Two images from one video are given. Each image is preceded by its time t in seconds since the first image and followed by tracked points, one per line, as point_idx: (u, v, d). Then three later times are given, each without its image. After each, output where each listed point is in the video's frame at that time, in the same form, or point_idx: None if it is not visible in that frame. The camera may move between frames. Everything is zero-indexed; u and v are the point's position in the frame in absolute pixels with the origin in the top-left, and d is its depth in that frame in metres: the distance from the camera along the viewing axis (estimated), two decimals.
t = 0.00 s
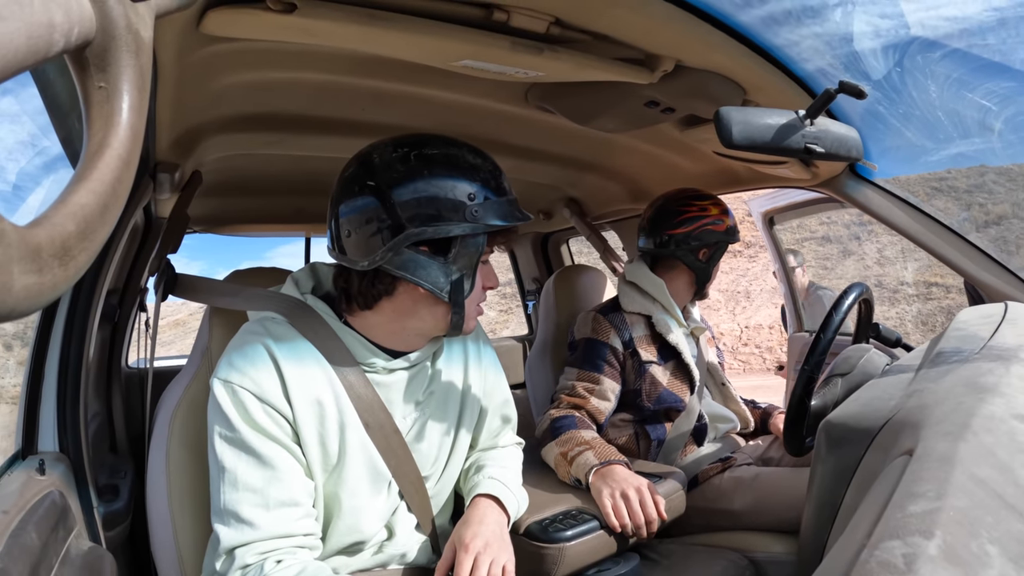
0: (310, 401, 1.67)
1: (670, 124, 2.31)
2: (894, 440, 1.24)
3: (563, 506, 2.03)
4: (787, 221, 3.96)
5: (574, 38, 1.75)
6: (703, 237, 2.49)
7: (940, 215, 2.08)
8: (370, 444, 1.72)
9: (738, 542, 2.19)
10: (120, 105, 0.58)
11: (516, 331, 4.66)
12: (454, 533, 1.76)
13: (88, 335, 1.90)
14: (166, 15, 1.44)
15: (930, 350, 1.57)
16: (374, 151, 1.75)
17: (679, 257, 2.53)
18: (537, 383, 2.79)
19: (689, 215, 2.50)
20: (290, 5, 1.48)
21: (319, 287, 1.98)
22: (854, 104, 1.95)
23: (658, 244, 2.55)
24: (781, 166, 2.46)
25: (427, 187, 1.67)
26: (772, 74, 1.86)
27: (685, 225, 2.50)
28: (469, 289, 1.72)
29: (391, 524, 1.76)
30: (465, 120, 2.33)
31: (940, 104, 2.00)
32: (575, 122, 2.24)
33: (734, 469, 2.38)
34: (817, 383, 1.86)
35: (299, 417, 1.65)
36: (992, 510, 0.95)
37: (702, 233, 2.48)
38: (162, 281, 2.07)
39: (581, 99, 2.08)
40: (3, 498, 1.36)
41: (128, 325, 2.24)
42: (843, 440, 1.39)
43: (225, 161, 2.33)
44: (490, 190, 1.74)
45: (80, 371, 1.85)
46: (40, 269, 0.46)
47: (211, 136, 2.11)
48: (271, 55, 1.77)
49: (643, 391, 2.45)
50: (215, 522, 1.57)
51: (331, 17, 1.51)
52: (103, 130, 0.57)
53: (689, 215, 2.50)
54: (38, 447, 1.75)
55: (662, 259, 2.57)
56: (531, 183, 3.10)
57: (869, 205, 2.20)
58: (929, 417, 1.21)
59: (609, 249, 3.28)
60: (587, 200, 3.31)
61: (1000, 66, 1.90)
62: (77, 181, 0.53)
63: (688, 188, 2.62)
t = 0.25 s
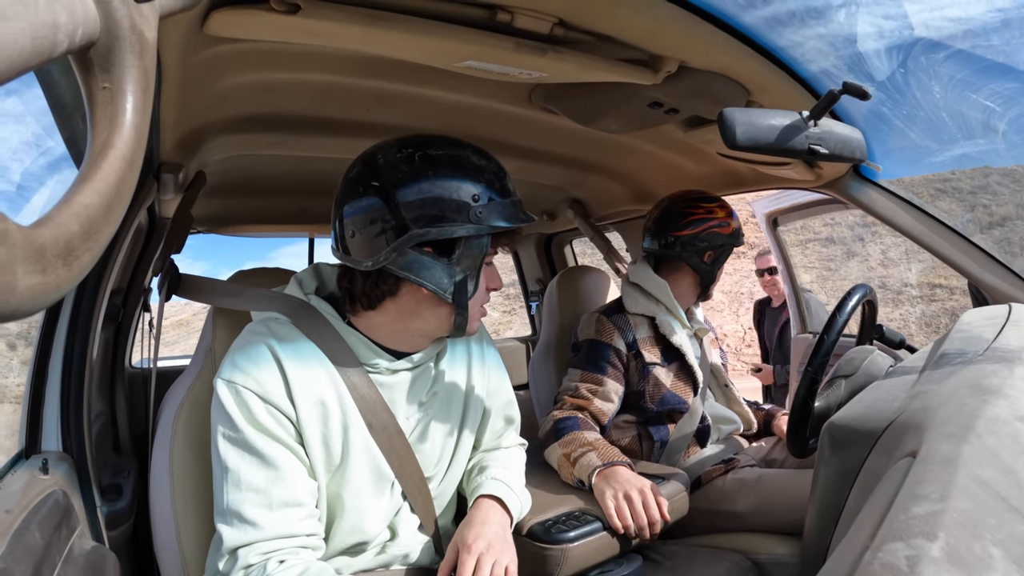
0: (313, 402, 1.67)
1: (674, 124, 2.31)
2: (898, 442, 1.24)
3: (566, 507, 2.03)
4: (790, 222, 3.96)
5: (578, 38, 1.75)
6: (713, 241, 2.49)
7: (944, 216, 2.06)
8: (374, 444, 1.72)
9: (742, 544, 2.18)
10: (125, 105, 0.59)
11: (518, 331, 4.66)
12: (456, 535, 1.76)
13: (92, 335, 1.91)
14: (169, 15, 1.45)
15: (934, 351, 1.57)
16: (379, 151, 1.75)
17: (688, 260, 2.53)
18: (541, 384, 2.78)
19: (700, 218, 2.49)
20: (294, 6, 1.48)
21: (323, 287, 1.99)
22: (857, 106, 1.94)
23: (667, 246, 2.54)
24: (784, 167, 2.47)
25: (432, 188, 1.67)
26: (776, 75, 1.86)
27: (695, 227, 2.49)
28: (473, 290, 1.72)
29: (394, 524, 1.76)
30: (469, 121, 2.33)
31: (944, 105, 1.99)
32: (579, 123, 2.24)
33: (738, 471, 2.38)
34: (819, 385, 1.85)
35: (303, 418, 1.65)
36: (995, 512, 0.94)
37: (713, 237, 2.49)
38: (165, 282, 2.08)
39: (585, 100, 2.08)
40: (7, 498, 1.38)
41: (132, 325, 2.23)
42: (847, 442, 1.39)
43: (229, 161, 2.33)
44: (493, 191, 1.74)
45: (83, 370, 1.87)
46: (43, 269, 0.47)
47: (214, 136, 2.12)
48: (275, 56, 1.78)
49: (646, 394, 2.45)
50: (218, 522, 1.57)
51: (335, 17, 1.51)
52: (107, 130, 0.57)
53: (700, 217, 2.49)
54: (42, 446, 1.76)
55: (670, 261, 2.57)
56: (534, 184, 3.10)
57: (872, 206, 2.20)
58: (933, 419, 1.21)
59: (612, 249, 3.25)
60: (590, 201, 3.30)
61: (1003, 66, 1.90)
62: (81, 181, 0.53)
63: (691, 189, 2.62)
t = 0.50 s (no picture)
0: (358, 413, 1.60)
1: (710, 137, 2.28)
2: (926, 466, 1.18)
3: (590, 521, 2.03)
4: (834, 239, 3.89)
5: (611, 50, 1.75)
6: (737, 243, 2.50)
7: (983, 232, 2.02)
8: (416, 459, 1.65)
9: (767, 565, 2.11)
10: (153, 112, 0.61)
11: (554, 343, 4.65)
12: (477, 544, 1.73)
13: (125, 334, 2.02)
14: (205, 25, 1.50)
15: (969, 372, 1.52)
16: (436, 150, 1.73)
17: (715, 262, 2.54)
18: (572, 397, 2.76)
19: (723, 219, 2.52)
20: (326, 16, 1.51)
21: (379, 287, 1.94)
22: (894, 117, 1.91)
23: (693, 247, 2.57)
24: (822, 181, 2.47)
25: (490, 188, 1.64)
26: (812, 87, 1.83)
27: (719, 229, 2.51)
28: (531, 296, 1.68)
29: (426, 538, 1.70)
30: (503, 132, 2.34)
31: (981, 117, 1.94)
32: (612, 134, 2.23)
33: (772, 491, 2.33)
34: (853, 403, 1.80)
35: (346, 430, 1.58)
36: None
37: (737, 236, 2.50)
38: (202, 285, 2.16)
39: (619, 112, 2.07)
40: (36, 490, 1.48)
41: (168, 323, 2.38)
42: (876, 463, 1.34)
43: (268, 169, 2.39)
44: (556, 193, 1.70)
45: (116, 368, 1.98)
46: (64, 266, 0.50)
47: (253, 144, 2.17)
48: (311, 66, 1.82)
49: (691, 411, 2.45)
50: (246, 531, 1.52)
51: (365, 28, 1.54)
52: (135, 135, 0.60)
53: (722, 219, 2.53)
54: (74, 441, 1.87)
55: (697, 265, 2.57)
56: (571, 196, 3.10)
57: (911, 222, 2.14)
58: (963, 442, 1.14)
59: (648, 262, 3.24)
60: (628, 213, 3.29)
61: None
62: (107, 184, 0.56)
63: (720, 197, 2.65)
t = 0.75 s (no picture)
0: (357, 413, 1.60)
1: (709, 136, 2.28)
2: (925, 466, 1.18)
3: (590, 521, 2.03)
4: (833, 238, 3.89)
5: (611, 50, 1.75)
6: (737, 243, 2.50)
7: (982, 231, 2.04)
8: (416, 460, 1.65)
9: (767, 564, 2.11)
10: (152, 112, 0.61)
11: (553, 343, 4.65)
12: (478, 544, 1.74)
13: (125, 335, 2.02)
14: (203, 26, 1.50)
15: (968, 371, 1.52)
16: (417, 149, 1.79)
17: (715, 263, 2.54)
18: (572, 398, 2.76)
19: (724, 219, 2.52)
20: (326, 17, 1.52)
21: (378, 286, 1.94)
22: (894, 117, 1.94)
23: (693, 247, 2.56)
24: (821, 181, 2.47)
25: (440, 177, 1.64)
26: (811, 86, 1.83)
27: (720, 229, 2.51)
28: (498, 284, 1.60)
29: (426, 539, 1.70)
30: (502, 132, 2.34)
31: (980, 115, 1.91)
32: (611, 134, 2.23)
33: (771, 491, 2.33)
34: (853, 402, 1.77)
35: (345, 430, 1.58)
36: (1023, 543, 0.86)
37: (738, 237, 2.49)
38: (201, 285, 2.16)
39: (618, 111, 2.07)
40: (37, 490, 1.49)
41: (167, 325, 2.38)
42: (876, 463, 1.34)
43: (267, 169, 2.39)
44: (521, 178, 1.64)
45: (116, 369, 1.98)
46: (63, 266, 0.50)
47: (252, 144, 2.17)
48: (311, 66, 1.82)
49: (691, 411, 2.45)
50: (245, 531, 1.52)
51: (364, 28, 1.54)
52: (134, 135, 0.60)
53: (722, 219, 2.52)
54: (74, 441, 1.87)
55: (697, 264, 2.57)
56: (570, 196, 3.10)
57: (911, 222, 2.18)
58: (963, 442, 1.14)
59: (647, 261, 3.24)
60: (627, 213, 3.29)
61: None
62: (106, 184, 0.56)
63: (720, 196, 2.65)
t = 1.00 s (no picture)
0: (356, 413, 1.60)
1: (708, 136, 2.28)
2: (925, 464, 1.18)
3: (589, 521, 2.03)
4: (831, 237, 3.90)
5: (610, 50, 1.76)
6: (736, 243, 2.50)
7: (981, 230, 2.05)
8: (416, 460, 1.65)
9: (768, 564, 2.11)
10: (151, 113, 0.61)
11: (552, 343, 4.65)
12: (478, 544, 1.74)
13: (125, 335, 2.02)
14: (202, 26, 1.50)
15: (967, 370, 1.52)
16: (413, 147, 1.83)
17: (714, 263, 2.54)
18: (571, 398, 2.76)
19: (722, 219, 2.52)
20: (324, 17, 1.52)
21: (377, 286, 1.94)
22: (892, 117, 1.93)
23: (691, 246, 2.56)
24: (819, 180, 2.48)
25: (421, 171, 1.67)
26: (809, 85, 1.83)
27: (718, 229, 2.51)
28: (477, 276, 1.61)
29: (426, 539, 1.70)
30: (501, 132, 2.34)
31: (978, 114, 1.93)
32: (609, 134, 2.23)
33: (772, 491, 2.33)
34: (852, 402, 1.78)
35: (345, 430, 1.58)
36: None
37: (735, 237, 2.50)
38: (200, 286, 2.16)
39: (617, 111, 2.07)
40: (36, 491, 1.49)
41: (166, 326, 2.38)
42: (876, 461, 1.34)
43: (266, 169, 2.39)
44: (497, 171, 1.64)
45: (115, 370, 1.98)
46: (62, 267, 0.50)
47: (250, 144, 2.17)
48: (309, 66, 1.82)
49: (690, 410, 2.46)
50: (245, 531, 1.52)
51: (362, 28, 1.54)
52: (133, 135, 0.60)
53: (721, 218, 2.52)
54: (73, 442, 1.87)
55: (695, 264, 2.57)
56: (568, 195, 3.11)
57: (910, 221, 2.18)
58: (962, 440, 1.14)
59: (646, 261, 3.25)
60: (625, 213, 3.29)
61: None
62: (105, 184, 0.57)
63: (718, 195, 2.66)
